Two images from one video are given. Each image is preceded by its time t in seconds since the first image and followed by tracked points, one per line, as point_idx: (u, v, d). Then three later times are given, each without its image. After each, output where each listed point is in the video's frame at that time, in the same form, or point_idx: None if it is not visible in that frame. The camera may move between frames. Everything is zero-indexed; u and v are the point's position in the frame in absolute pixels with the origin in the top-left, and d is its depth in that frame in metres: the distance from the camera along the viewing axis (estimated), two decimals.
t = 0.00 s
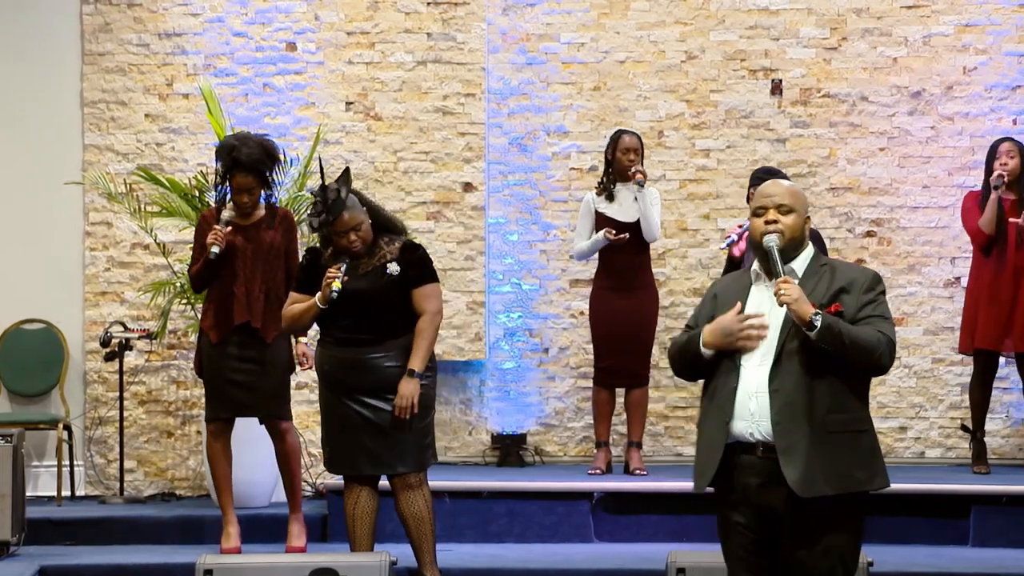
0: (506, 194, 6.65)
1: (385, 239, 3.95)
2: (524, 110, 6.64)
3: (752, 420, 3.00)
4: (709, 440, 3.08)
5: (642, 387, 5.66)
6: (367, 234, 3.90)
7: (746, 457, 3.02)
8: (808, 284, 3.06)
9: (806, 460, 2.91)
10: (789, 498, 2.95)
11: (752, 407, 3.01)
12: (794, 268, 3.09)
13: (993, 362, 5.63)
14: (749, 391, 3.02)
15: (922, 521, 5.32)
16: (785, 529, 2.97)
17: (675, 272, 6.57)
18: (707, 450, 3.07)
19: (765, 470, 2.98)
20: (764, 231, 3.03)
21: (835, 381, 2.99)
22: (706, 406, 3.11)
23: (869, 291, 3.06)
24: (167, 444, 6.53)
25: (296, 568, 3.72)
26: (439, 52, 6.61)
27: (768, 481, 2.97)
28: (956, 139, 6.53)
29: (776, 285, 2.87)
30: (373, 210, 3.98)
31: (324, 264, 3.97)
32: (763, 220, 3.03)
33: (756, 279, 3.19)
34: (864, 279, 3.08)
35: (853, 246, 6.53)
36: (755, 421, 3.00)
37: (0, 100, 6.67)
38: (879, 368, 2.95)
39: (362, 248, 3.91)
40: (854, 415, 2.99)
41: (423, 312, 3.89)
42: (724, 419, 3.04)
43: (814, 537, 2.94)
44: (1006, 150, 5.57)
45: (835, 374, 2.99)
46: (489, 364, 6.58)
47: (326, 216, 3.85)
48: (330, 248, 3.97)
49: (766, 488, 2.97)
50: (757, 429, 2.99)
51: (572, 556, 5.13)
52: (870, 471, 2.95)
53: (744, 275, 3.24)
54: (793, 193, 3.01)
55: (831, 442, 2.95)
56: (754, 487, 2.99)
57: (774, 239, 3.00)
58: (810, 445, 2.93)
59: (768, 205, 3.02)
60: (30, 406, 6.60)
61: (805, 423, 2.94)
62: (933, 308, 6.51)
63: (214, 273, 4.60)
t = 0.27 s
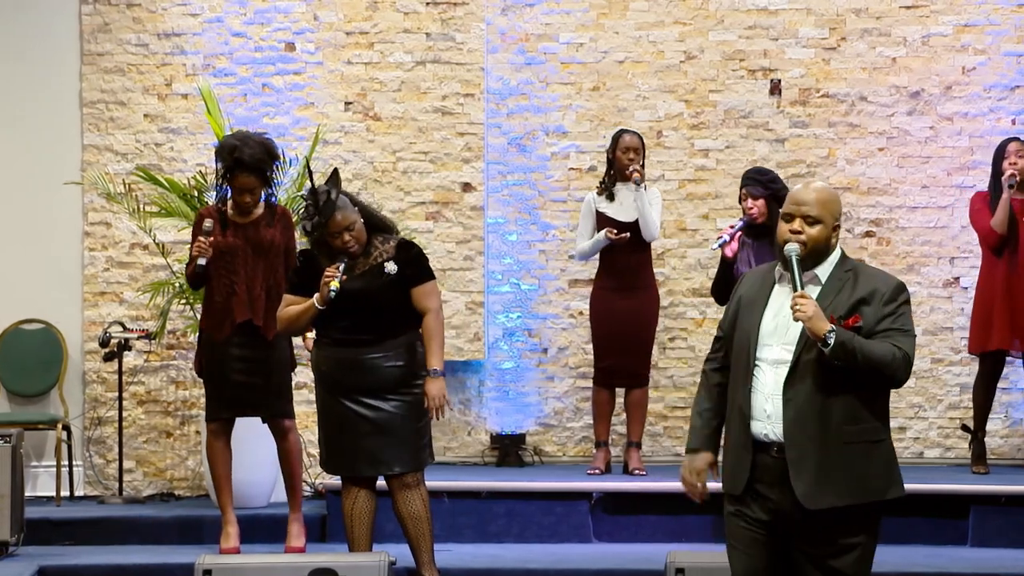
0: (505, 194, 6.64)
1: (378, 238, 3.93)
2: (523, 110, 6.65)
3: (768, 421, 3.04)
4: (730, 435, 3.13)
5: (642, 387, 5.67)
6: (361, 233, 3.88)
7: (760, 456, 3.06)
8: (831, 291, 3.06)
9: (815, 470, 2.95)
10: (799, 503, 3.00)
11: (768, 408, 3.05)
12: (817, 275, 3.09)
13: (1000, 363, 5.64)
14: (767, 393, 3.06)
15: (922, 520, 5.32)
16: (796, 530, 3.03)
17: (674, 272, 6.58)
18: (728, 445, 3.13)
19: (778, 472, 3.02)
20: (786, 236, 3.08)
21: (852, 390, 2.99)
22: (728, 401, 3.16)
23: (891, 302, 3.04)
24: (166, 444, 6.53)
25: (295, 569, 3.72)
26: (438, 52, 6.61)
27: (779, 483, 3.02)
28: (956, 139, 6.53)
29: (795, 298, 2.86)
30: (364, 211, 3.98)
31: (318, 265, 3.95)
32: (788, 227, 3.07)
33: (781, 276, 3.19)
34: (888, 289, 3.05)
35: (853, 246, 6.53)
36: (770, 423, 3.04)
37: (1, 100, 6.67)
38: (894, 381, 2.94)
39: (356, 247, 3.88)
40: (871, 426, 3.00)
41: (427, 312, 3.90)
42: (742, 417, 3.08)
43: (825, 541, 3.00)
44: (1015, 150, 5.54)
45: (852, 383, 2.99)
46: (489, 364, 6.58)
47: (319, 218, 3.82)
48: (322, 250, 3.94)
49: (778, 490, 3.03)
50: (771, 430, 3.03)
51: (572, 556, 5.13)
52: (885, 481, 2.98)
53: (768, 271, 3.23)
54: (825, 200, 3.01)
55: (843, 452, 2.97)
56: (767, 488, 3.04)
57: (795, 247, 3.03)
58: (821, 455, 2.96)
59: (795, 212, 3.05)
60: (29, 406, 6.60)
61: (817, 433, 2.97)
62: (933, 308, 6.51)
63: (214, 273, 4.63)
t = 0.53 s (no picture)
0: (503, 194, 6.63)
1: (375, 236, 3.90)
2: (521, 110, 6.63)
3: (770, 420, 3.07)
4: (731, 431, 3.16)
5: (638, 386, 5.67)
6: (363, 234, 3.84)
7: (762, 454, 3.09)
8: (837, 294, 3.08)
9: (818, 471, 2.99)
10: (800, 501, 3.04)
11: (770, 407, 3.08)
12: (824, 277, 3.12)
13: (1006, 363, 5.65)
14: (768, 391, 3.09)
15: (921, 520, 5.32)
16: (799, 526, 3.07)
17: (672, 272, 6.58)
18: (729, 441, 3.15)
19: (779, 470, 3.06)
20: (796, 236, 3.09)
21: (855, 392, 3.02)
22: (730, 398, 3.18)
23: (895, 305, 3.06)
24: (163, 444, 6.53)
25: (293, 568, 3.72)
26: (436, 51, 6.62)
27: (780, 481, 3.05)
28: (953, 139, 6.53)
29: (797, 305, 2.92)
30: (360, 211, 3.94)
31: (318, 265, 3.92)
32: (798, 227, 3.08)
33: (786, 274, 3.21)
34: (893, 291, 3.07)
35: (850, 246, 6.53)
36: (772, 422, 3.07)
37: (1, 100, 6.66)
38: (896, 386, 2.97)
39: (355, 247, 3.84)
40: (874, 428, 3.04)
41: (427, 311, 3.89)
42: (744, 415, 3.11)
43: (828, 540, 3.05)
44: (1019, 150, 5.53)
45: (856, 385, 3.03)
46: (486, 363, 6.57)
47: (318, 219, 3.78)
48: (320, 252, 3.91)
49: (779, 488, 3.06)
50: (773, 430, 3.07)
51: (569, 556, 5.14)
52: (888, 483, 3.03)
53: (775, 270, 3.24)
54: (838, 203, 3.02)
55: (846, 453, 3.01)
56: (769, 485, 3.07)
57: (800, 250, 3.05)
58: (825, 457, 3.00)
59: (806, 213, 3.05)
60: (26, 406, 6.60)
61: (821, 434, 3.00)
62: (930, 308, 6.52)
63: (211, 276, 4.59)
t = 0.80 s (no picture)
0: (485, 194, 6.63)
1: (363, 235, 3.89)
2: (503, 110, 6.63)
3: (745, 420, 3.08)
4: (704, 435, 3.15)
5: (618, 386, 5.67)
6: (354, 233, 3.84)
7: (738, 455, 3.09)
8: (810, 291, 3.08)
9: (798, 467, 2.99)
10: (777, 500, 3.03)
11: (745, 407, 3.08)
12: (796, 275, 3.12)
13: (985, 363, 5.66)
14: (742, 392, 3.10)
15: (903, 520, 5.32)
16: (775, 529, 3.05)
17: (654, 272, 6.59)
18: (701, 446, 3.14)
19: (757, 470, 3.05)
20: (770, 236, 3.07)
21: (830, 388, 3.05)
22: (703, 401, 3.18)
23: (868, 301, 3.09)
24: (144, 444, 6.53)
25: (274, 568, 3.72)
26: (418, 51, 6.63)
27: (758, 481, 3.05)
28: (934, 139, 6.54)
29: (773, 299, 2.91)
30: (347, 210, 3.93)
31: (303, 263, 3.87)
32: (772, 227, 3.06)
33: (755, 275, 3.22)
34: (863, 288, 3.10)
35: (831, 246, 6.54)
36: (748, 422, 3.07)
37: None
38: (871, 379, 3.01)
39: (346, 246, 3.83)
40: (849, 423, 3.06)
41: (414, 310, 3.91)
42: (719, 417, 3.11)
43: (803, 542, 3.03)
44: (1002, 149, 5.56)
45: (830, 382, 3.05)
46: (468, 363, 6.58)
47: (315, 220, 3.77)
48: (307, 252, 3.86)
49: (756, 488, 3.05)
50: (749, 429, 3.07)
51: (550, 556, 5.14)
52: (865, 477, 3.05)
53: (745, 270, 3.25)
54: (807, 204, 3.03)
55: (823, 449, 3.02)
56: (746, 486, 3.07)
57: (777, 246, 3.04)
58: (803, 453, 3.00)
59: (779, 214, 3.05)
60: (6, 407, 6.58)
61: (797, 430, 3.01)
62: (911, 308, 6.52)
63: (198, 275, 4.58)
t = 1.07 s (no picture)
0: (470, 194, 6.62)
1: (363, 236, 3.90)
2: (488, 110, 6.62)
3: (714, 421, 3.07)
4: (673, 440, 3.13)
5: (602, 385, 5.68)
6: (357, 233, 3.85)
7: (709, 457, 3.08)
8: (774, 290, 3.11)
9: (772, 464, 3.00)
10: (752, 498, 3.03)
11: (713, 408, 3.07)
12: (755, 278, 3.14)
13: (963, 362, 5.67)
14: (710, 393, 3.09)
15: (890, 520, 5.33)
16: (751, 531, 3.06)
17: (639, 272, 6.59)
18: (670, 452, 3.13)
19: (730, 469, 3.05)
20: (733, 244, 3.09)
21: (799, 385, 3.07)
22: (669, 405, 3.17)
23: (829, 297, 3.13)
24: (129, 444, 6.52)
25: (256, 569, 3.71)
26: (403, 51, 6.63)
27: (732, 480, 3.05)
28: (918, 139, 6.54)
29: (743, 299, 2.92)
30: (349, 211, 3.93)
31: (302, 261, 3.87)
32: (734, 232, 3.09)
33: (715, 279, 3.23)
34: (824, 285, 3.14)
35: (816, 247, 6.55)
36: (717, 422, 3.07)
37: None
38: (838, 373, 3.04)
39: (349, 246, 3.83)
40: (818, 417, 3.08)
41: (411, 314, 3.93)
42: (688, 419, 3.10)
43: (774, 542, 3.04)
44: (980, 149, 5.58)
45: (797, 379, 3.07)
46: (453, 364, 6.58)
47: (322, 217, 3.76)
48: (308, 251, 3.86)
49: (729, 487, 3.05)
50: (718, 430, 3.06)
51: (534, 556, 5.14)
52: (836, 471, 3.06)
53: (703, 277, 3.26)
54: (759, 203, 3.07)
55: (795, 445, 3.04)
56: (719, 486, 3.06)
57: (744, 247, 3.06)
58: (776, 450, 3.01)
59: (739, 218, 3.07)
60: None
61: (770, 428, 3.02)
62: (895, 308, 6.53)
63: (190, 273, 4.57)
